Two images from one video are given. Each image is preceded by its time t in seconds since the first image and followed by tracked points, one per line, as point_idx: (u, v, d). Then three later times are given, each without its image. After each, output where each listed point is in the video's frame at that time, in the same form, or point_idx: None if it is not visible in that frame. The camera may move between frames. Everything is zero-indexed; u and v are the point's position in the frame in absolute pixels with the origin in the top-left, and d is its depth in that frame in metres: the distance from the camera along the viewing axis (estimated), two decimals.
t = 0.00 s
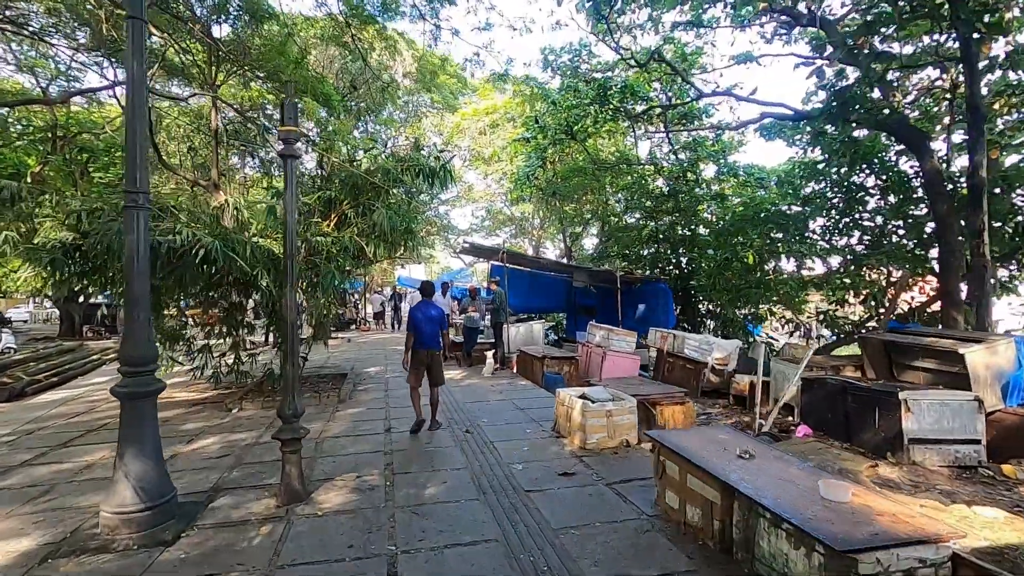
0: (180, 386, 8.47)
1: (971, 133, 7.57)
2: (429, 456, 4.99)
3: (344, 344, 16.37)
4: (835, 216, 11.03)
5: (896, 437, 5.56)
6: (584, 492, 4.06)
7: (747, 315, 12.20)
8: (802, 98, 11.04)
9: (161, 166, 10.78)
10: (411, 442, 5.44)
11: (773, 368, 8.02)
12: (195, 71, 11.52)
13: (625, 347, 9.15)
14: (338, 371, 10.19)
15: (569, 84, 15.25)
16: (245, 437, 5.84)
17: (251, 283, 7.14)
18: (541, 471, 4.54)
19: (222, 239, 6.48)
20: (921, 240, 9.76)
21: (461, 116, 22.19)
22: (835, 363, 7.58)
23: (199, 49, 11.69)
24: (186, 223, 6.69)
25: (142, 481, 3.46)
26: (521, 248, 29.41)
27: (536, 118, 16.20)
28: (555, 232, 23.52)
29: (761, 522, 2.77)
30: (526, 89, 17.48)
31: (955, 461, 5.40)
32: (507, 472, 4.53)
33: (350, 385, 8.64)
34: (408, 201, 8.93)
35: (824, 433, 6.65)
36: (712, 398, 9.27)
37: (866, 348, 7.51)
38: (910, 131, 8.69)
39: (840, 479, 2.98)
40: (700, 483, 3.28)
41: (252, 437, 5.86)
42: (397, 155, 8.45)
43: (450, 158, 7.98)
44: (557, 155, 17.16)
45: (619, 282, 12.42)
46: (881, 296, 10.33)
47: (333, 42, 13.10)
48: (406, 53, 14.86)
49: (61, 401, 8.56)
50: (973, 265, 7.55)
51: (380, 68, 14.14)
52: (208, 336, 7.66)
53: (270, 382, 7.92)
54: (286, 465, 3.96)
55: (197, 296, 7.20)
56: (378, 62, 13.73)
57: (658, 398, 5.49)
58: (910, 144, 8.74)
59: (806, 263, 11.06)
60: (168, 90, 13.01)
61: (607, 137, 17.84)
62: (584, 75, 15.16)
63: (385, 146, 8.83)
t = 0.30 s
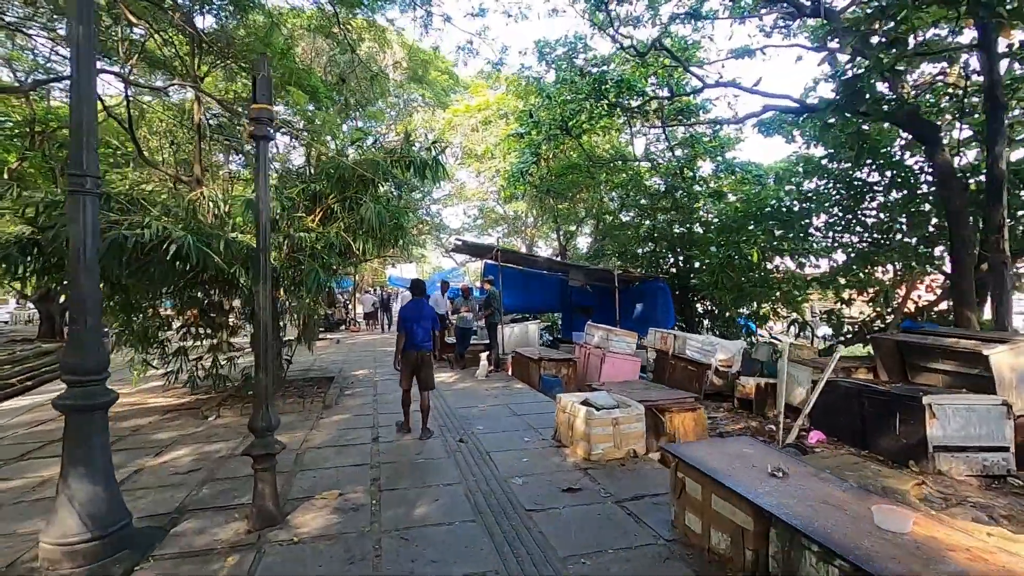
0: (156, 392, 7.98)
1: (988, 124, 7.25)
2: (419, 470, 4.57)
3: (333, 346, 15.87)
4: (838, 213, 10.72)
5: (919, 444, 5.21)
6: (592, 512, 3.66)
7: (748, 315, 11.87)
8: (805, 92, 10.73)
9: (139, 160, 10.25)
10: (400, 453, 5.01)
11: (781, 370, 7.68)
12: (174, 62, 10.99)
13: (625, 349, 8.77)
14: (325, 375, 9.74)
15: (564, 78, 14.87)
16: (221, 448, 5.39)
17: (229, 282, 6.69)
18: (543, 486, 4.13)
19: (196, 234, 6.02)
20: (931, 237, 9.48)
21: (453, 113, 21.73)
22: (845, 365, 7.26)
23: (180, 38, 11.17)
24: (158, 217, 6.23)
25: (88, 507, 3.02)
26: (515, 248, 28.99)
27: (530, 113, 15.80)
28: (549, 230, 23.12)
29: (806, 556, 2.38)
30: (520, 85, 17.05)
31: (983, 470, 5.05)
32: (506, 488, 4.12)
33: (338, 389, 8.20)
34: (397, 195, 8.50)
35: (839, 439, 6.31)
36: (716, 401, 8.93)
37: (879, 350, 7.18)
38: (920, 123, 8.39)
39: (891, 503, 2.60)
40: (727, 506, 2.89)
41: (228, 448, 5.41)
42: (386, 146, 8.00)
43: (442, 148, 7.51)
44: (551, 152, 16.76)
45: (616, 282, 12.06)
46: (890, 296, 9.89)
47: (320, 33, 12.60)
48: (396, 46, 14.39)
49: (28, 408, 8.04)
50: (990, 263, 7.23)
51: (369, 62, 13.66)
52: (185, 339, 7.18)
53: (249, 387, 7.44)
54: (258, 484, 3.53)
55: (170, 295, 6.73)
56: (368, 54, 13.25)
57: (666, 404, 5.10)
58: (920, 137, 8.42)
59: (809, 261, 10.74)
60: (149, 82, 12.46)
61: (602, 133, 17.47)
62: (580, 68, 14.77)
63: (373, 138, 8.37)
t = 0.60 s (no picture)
0: (129, 400, 7.50)
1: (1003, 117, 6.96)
2: (406, 490, 4.17)
3: (322, 349, 15.40)
4: (841, 212, 10.43)
5: (943, 457, 4.89)
6: (599, 541, 3.28)
7: (747, 316, 11.57)
8: (807, 85, 10.41)
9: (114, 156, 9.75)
10: (385, 469, 4.61)
11: (787, 375, 7.36)
12: (152, 54, 10.53)
13: (624, 352, 8.43)
14: (310, 380, 9.32)
15: (557, 74, 14.54)
16: (192, 465, 4.95)
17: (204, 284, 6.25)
18: (543, 509, 3.75)
19: (165, 231, 5.58)
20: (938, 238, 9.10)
21: (444, 110, 21.33)
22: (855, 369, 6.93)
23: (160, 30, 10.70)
24: (127, 214, 5.79)
25: (18, 544, 2.60)
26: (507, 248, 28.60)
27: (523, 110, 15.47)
28: (542, 230, 22.74)
29: None
30: (513, 81, 16.66)
31: (1011, 483, 4.75)
32: (503, 512, 3.73)
33: (322, 396, 7.78)
34: (385, 192, 8.09)
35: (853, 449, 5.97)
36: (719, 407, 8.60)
37: (890, 353, 6.88)
38: (928, 118, 8.11)
39: (952, 541, 2.25)
40: (758, 541, 2.52)
41: (199, 464, 4.99)
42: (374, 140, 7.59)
43: (431, 142, 7.09)
44: (545, 150, 16.38)
45: (613, 283, 11.72)
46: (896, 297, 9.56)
47: (305, 25, 12.17)
48: (384, 39, 13.96)
49: None
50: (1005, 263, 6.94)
51: (357, 56, 13.23)
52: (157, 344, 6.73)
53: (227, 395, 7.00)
54: (222, 513, 3.12)
55: (141, 297, 6.28)
56: (355, 47, 12.80)
57: (674, 415, 4.74)
58: (929, 132, 8.13)
59: (808, 261, 10.50)
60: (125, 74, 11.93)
61: (596, 131, 17.15)
62: (574, 63, 14.40)
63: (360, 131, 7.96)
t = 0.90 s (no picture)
0: (101, 406, 7.04)
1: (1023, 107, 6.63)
2: (392, 508, 3.78)
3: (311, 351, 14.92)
4: (847, 207, 10.10)
5: (973, 468, 4.55)
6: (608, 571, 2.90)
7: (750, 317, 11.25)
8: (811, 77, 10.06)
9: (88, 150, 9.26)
10: (370, 486, 4.19)
11: (797, 377, 7.00)
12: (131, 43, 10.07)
13: (625, 354, 8.05)
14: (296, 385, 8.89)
15: (553, 68, 14.21)
16: (159, 480, 4.53)
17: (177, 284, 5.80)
18: (544, 532, 3.36)
19: (132, 226, 5.14)
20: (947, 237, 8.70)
21: (438, 106, 20.91)
22: (870, 372, 6.56)
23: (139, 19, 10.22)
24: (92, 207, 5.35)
25: None
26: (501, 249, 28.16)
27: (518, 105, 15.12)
28: (537, 229, 22.33)
29: None
30: (508, 76, 16.26)
31: None
32: (499, 536, 3.34)
33: (308, 402, 7.35)
34: (373, 185, 7.67)
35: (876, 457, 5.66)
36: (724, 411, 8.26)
37: (905, 354, 6.54)
38: (939, 109, 7.81)
39: None
40: None
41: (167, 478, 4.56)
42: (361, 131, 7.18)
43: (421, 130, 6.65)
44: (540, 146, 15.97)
45: (611, 281, 11.36)
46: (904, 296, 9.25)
47: (292, 16, 11.73)
48: (375, 31, 13.53)
49: None
50: None
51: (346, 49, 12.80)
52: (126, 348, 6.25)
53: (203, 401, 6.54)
54: (176, 543, 2.72)
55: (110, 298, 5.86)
56: (344, 40, 12.37)
57: (684, 424, 4.37)
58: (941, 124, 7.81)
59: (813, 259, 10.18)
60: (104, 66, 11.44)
61: (593, 128, 16.81)
62: (571, 57, 14.02)
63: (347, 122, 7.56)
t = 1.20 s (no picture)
0: (76, 415, 6.62)
1: None
2: (381, 535, 3.42)
3: (302, 353, 14.48)
4: (855, 205, 9.79)
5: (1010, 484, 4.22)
6: None
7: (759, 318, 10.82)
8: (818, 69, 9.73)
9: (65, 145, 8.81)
10: (359, 507, 3.83)
11: (809, 382, 6.69)
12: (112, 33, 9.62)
13: (628, 358, 7.71)
14: (284, 390, 8.48)
15: (551, 63, 13.87)
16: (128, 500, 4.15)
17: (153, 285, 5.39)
18: (552, 565, 3.01)
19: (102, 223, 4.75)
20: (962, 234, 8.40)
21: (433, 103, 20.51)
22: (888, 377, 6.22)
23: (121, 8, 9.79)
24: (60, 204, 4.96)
25: None
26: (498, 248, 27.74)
27: (515, 100, 14.79)
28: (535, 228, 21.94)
29: None
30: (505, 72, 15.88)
31: None
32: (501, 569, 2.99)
33: (296, 409, 6.97)
34: (364, 181, 7.28)
35: (897, 469, 5.35)
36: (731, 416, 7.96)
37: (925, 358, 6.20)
38: (955, 101, 7.50)
39: None
40: None
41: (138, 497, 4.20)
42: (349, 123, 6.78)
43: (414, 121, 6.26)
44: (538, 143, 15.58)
45: (612, 281, 11.02)
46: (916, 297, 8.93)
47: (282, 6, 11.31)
48: (368, 24, 13.12)
49: None
50: None
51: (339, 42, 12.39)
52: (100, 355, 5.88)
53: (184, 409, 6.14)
54: None
55: (81, 301, 5.46)
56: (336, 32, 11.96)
57: (699, 438, 4.02)
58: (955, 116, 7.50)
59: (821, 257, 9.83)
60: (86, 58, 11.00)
61: (592, 124, 16.47)
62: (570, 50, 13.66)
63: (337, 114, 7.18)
